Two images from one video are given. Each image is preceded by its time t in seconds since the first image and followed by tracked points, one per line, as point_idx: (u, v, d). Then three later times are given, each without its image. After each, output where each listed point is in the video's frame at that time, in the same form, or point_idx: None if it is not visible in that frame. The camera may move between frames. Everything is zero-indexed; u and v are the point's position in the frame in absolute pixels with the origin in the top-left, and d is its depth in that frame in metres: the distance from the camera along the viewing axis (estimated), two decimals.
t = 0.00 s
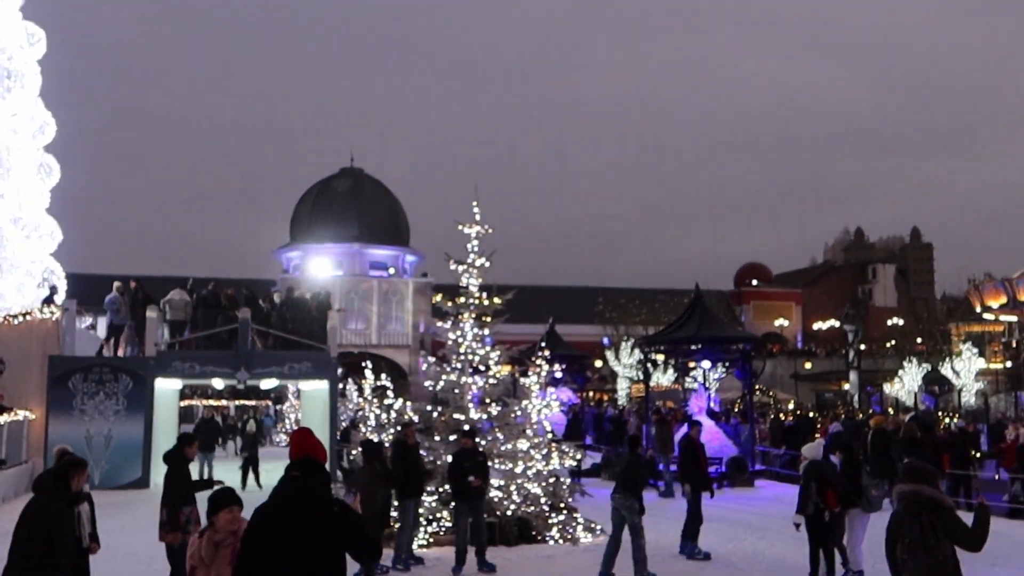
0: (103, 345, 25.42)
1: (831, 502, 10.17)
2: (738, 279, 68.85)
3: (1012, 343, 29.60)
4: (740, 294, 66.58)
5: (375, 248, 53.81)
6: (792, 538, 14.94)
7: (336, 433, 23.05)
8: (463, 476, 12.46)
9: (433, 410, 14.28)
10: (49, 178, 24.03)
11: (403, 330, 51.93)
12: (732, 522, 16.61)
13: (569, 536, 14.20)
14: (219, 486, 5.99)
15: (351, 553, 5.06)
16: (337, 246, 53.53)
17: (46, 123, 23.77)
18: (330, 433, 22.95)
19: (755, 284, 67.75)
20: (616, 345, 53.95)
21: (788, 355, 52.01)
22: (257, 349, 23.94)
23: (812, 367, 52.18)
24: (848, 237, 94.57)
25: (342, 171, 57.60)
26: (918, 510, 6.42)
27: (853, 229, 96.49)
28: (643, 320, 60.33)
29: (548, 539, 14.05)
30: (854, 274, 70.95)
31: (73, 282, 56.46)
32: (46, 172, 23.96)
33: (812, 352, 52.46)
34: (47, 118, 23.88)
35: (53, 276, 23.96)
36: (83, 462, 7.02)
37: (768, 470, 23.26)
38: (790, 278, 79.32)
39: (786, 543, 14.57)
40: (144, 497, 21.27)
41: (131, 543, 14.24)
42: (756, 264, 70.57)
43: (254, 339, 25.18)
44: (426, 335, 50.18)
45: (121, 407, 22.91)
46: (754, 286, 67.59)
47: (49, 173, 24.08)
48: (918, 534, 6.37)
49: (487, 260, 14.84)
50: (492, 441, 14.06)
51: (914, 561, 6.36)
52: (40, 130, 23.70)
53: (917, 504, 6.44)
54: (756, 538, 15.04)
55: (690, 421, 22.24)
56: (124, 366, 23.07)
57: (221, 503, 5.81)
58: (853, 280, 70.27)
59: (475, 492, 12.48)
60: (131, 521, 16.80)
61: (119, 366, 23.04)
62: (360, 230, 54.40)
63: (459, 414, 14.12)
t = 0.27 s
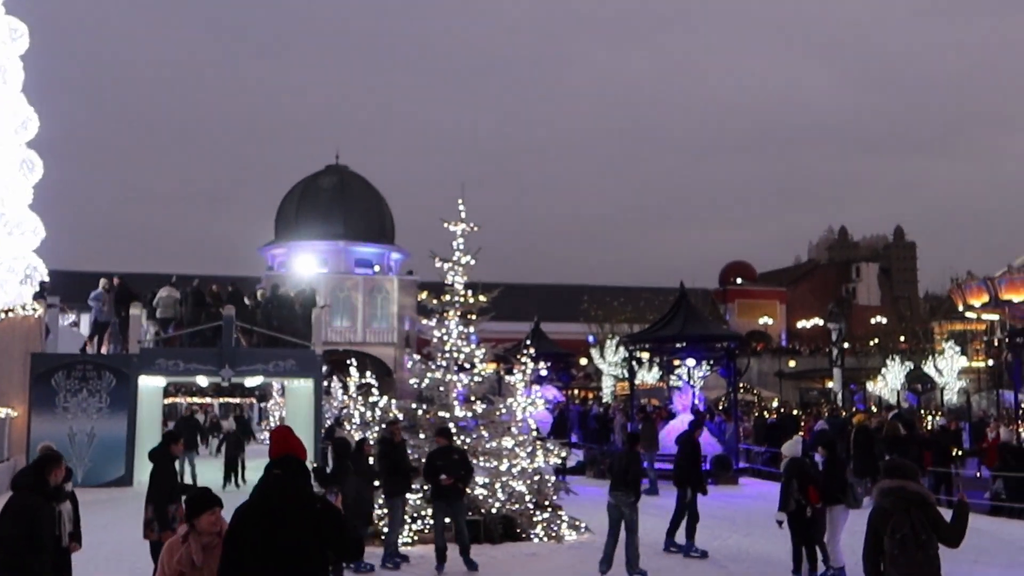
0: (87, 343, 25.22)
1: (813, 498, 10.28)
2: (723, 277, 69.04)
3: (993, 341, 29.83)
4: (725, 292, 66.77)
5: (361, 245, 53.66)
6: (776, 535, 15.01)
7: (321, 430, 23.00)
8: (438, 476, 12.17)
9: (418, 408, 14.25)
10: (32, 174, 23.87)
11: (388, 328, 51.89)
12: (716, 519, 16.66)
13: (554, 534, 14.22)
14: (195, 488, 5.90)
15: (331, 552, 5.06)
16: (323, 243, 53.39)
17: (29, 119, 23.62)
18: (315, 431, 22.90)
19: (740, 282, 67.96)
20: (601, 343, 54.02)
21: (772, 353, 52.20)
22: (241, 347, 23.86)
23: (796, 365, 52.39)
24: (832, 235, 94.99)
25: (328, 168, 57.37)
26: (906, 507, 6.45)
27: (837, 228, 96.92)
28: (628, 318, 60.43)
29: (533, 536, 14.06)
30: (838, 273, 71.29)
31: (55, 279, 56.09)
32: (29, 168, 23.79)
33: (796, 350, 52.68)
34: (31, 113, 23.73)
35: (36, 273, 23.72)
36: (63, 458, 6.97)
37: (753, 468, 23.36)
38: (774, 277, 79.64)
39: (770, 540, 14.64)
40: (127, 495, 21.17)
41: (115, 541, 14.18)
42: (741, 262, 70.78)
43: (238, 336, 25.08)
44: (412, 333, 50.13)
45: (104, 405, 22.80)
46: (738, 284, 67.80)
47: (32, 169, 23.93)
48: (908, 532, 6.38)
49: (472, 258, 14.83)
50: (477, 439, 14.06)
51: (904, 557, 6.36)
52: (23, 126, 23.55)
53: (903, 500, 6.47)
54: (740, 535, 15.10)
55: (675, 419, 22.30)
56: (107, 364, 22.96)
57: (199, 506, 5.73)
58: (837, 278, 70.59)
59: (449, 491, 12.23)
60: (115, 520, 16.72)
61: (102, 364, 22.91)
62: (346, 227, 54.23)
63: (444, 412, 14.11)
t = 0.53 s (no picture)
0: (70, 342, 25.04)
1: (794, 495, 10.34)
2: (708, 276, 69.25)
3: (976, 340, 30.01)
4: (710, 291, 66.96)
5: (346, 243, 53.52)
6: (761, 533, 15.06)
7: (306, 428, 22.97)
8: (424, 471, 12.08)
9: (404, 406, 14.21)
10: (15, 170, 23.58)
11: (373, 326, 51.83)
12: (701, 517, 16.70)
13: (539, 532, 14.21)
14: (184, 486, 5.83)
15: (314, 550, 5.02)
16: (308, 241, 53.26)
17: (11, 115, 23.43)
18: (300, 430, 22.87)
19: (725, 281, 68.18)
20: (586, 342, 54.11)
21: (757, 351, 52.40)
22: (226, 345, 23.81)
23: (781, 363, 52.61)
24: (817, 235, 95.41)
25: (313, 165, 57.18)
26: (885, 503, 6.48)
27: (822, 228, 97.32)
28: (613, 316, 60.53)
29: (518, 535, 14.04)
30: (822, 272, 71.60)
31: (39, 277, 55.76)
32: (11, 164, 23.53)
33: (780, 349, 52.90)
34: (13, 109, 23.56)
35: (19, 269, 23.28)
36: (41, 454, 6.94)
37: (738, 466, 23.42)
38: (759, 276, 79.93)
39: (755, 537, 14.68)
40: (111, 494, 21.06)
41: (98, 541, 14.09)
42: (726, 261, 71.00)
43: (223, 334, 24.97)
44: (397, 331, 50.10)
45: (87, 403, 22.69)
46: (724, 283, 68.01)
47: (15, 166, 23.67)
48: (885, 527, 6.43)
49: (458, 256, 14.83)
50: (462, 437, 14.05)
51: (881, 553, 6.40)
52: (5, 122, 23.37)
53: (883, 496, 6.50)
54: (725, 533, 15.14)
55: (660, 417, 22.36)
56: (91, 362, 22.87)
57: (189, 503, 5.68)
58: (821, 278, 70.89)
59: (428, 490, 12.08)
60: (99, 519, 16.62)
61: (86, 362, 22.82)
62: (331, 225, 54.09)
63: (430, 410, 14.11)
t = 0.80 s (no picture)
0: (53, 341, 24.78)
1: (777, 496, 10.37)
2: (694, 275, 69.40)
3: (959, 338, 30.21)
4: (696, 290, 67.09)
5: (332, 241, 53.40)
6: (745, 531, 15.12)
7: (290, 426, 22.93)
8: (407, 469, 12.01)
9: (389, 405, 14.22)
10: None
11: (359, 324, 51.74)
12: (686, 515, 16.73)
13: (524, 530, 14.21)
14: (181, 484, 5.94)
15: (298, 547, 5.00)
16: (294, 238, 53.13)
17: None
18: (285, 428, 22.83)
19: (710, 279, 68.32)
20: (572, 340, 54.17)
21: (742, 350, 52.56)
22: (211, 343, 23.72)
23: (765, 361, 52.77)
24: (802, 233, 95.76)
25: (299, 163, 57.00)
26: (860, 500, 6.53)
27: (807, 227, 97.65)
28: (599, 314, 60.62)
29: (503, 533, 14.03)
30: (807, 271, 71.84)
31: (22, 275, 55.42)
32: None
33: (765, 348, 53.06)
34: None
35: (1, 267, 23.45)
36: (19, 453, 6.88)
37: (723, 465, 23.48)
38: (744, 274, 80.16)
39: (740, 535, 14.74)
40: (93, 493, 20.95)
41: (79, 540, 14.00)
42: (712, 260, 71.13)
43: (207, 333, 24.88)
44: (383, 329, 50.04)
45: (71, 402, 22.56)
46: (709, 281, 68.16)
47: None
48: (858, 524, 6.49)
49: (444, 254, 14.81)
50: (447, 436, 14.06)
51: (854, 549, 6.48)
52: None
53: (860, 494, 6.55)
54: (709, 531, 15.19)
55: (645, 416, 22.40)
56: (75, 360, 22.71)
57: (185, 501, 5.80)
58: (806, 277, 71.12)
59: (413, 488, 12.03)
60: (81, 518, 16.54)
61: (70, 360, 22.70)
62: (316, 223, 53.97)
63: (415, 408, 14.11)
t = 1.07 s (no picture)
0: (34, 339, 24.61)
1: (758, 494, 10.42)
2: (678, 274, 69.55)
3: (940, 338, 30.41)
4: (680, 289, 67.24)
5: (316, 240, 53.25)
6: (729, 529, 15.18)
7: (273, 425, 22.86)
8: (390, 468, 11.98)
9: (373, 404, 14.23)
10: None
11: (343, 323, 51.65)
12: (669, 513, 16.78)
13: (508, 529, 14.21)
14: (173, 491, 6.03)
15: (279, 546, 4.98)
16: (278, 237, 52.97)
17: None
18: (268, 427, 22.75)
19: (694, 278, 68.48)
20: (556, 338, 54.22)
21: (725, 349, 52.72)
22: (194, 342, 23.60)
23: (749, 360, 52.95)
24: (785, 233, 96.10)
25: (283, 161, 56.80)
26: (837, 498, 6.56)
27: (791, 226, 97.99)
28: (583, 313, 60.68)
29: (487, 532, 14.04)
30: (790, 270, 72.09)
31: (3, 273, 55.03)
32: None
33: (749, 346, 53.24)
34: None
35: None
36: None
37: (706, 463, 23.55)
38: (728, 273, 80.39)
39: (723, 533, 14.81)
40: (74, 493, 20.82)
41: (59, 540, 13.91)
42: (696, 259, 71.28)
43: (191, 331, 24.75)
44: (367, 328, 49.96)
45: (53, 401, 22.43)
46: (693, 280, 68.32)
47: None
48: (834, 521, 6.54)
49: (429, 253, 14.80)
50: (431, 434, 14.03)
51: (830, 548, 6.56)
52: None
53: (838, 492, 6.58)
54: (693, 529, 15.23)
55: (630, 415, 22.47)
56: (57, 359, 22.62)
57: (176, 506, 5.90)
58: (790, 276, 71.38)
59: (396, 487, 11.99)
60: (61, 518, 16.43)
61: (52, 359, 22.55)
62: (300, 221, 53.78)
63: (399, 407, 14.10)
